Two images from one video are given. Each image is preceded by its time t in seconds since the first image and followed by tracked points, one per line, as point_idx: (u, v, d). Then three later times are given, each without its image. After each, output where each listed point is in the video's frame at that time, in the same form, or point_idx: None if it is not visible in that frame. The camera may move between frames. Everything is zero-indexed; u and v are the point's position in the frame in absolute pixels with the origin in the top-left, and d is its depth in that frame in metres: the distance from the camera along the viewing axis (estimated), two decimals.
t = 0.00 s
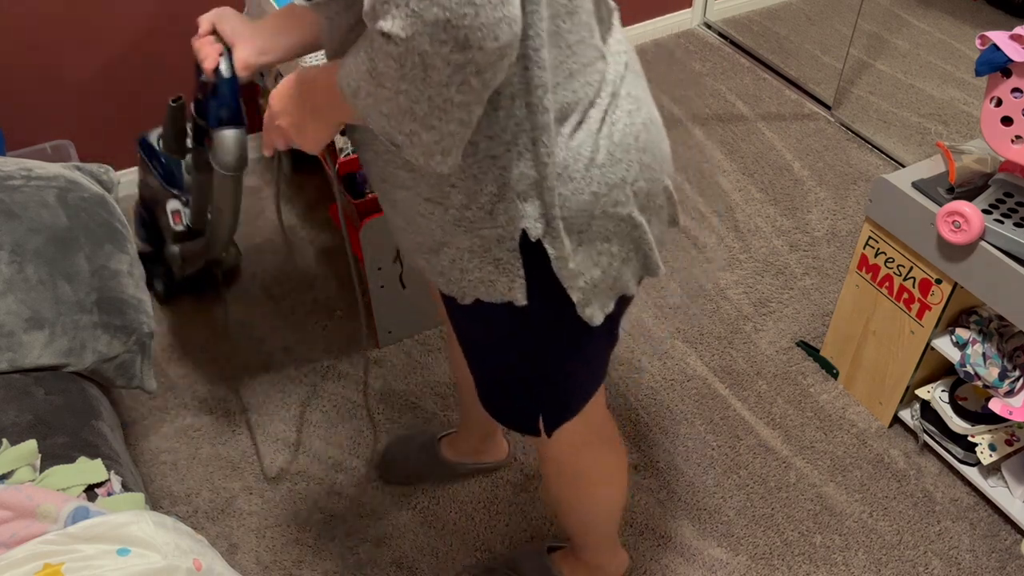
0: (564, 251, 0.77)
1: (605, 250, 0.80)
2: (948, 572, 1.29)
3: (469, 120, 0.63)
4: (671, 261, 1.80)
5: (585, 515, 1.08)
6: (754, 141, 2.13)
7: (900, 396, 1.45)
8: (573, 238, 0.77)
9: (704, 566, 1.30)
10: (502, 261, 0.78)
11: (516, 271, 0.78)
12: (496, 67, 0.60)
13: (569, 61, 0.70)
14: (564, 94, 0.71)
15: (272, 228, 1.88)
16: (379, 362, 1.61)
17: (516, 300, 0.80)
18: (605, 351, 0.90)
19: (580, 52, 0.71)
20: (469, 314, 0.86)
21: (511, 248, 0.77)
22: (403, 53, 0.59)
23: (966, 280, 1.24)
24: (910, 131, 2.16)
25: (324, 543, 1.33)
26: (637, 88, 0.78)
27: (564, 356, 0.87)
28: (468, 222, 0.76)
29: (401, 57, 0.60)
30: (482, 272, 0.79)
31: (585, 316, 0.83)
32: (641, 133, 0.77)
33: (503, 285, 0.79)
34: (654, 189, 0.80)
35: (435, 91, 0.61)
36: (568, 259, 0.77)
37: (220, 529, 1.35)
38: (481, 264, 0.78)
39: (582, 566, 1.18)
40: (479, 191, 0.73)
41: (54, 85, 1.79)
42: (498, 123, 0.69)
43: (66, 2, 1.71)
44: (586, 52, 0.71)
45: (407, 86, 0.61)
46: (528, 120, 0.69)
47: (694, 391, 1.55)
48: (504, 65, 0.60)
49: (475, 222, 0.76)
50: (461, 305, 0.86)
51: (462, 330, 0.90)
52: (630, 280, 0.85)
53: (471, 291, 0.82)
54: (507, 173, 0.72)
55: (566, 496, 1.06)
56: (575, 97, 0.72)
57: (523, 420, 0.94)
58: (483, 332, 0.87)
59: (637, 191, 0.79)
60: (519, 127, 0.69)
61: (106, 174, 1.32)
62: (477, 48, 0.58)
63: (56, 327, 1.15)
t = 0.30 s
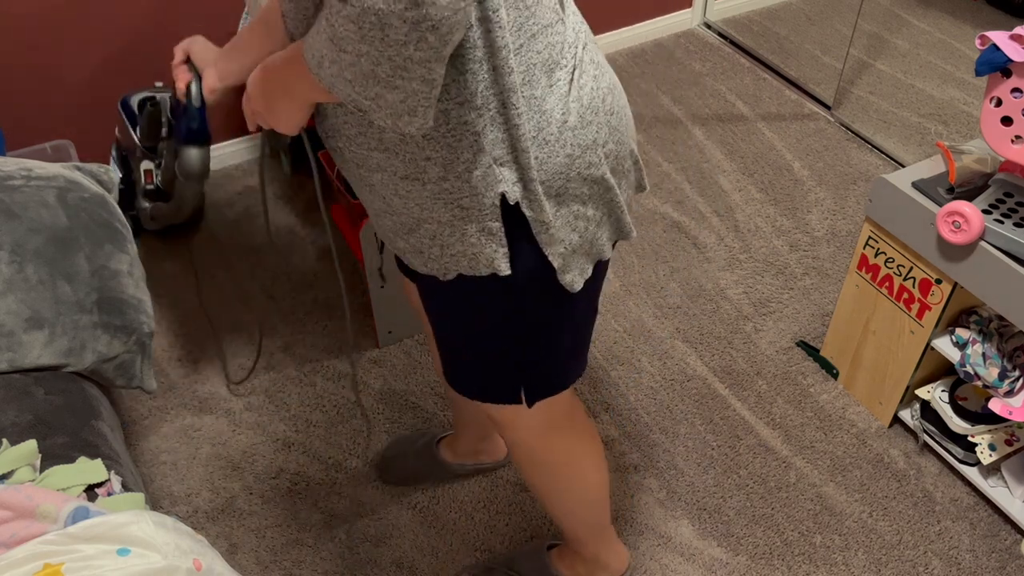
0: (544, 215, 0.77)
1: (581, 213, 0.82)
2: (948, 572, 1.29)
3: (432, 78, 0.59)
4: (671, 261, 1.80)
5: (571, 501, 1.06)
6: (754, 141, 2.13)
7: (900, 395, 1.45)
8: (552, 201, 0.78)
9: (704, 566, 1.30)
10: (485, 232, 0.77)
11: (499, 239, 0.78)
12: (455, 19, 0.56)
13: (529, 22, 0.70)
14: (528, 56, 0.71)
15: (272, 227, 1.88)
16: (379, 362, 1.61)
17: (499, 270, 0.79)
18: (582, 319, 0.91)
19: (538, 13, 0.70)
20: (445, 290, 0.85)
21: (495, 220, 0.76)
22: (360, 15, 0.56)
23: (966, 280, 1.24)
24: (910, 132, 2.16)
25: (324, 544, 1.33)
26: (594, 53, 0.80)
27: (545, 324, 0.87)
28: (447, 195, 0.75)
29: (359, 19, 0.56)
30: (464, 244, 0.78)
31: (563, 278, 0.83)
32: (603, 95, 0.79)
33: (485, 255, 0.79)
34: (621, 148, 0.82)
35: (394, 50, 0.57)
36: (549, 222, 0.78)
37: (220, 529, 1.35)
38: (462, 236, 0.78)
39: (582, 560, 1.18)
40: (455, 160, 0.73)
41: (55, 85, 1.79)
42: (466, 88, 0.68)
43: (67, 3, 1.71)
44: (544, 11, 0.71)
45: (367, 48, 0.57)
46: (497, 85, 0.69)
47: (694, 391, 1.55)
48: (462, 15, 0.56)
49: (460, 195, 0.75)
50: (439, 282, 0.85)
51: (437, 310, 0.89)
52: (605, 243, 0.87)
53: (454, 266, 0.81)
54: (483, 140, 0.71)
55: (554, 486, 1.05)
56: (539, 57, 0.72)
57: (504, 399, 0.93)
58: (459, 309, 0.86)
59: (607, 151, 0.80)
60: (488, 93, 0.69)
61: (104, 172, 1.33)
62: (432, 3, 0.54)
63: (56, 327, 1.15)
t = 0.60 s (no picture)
0: (625, 282, 0.76)
1: (661, 276, 0.77)
2: (947, 572, 1.29)
3: (535, 171, 0.64)
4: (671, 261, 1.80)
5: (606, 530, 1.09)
6: (754, 141, 2.13)
7: (899, 395, 1.45)
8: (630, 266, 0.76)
9: (704, 566, 1.30)
10: (557, 291, 0.78)
11: (569, 298, 0.79)
12: (573, 126, 0.60)
13: (648, 92, 0.68)
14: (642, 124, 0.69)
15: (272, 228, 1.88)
16: (379, 362, 1.61)
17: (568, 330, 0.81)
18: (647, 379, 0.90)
19: (655, 82, 0.68)
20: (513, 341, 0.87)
21: (566, 274, 0.77)
22: (483, 113, 0.60)
23: (965, 280, 1.24)
24: (910, 131, 2.16)
25: (325, 544, 1.34)
26: (684, 108, 0.75)
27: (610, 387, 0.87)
28: (520, 252, 0.77)
29: (479, 115, 0.60)
30: (533, 301, 0.80)
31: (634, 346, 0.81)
32: (690, 157, 0.74)
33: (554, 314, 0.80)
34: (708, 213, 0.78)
35: (507, 147, 0.62)
36: (628, 288, 0.76)
37: (220, 528, 1.35)
38: (531, 292, 0.79)
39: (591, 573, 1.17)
40: (534, 222, 0.74)
41: (55, 85, 1.79)
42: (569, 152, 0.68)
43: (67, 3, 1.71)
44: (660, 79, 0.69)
45: (479, 140, 0.62)
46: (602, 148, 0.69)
47: (694, 391, 1.55)
48: (581, 124, 0.61)
49: (541, 253, 0.76)
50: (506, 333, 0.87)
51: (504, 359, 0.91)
52: (680, 303, 0.81)
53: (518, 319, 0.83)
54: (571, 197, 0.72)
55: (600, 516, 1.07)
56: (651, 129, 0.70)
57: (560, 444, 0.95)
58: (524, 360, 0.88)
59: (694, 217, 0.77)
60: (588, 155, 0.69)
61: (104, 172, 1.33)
62: (560, 110, 0.59)
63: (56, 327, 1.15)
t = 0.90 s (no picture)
0: (632, 271, 0.76)
1: (667, 266, 0.79)
2: (947, 572, 1.29)
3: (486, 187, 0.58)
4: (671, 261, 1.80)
5: (615, 527, 1.08)
6: (754, 141, 2.13)
7: (899, 395, 1.45)
8: (640, 254, 0.76)
9: (704, 566, 1.30)
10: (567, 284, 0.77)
11: (579, 290, 0.78)
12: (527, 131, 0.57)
13: (660, 79, 0.70)
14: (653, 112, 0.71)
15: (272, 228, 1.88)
16: (379, 362, 1.61)
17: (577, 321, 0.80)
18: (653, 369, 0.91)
19: (666, 71, 0.70)
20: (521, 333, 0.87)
21: (575, 264, 0.76)
22: (442, 111, 0.54)
23: (965, 280, 1.24)
24: (910, 131, 2.16)
25: (325, 544, 1.34)
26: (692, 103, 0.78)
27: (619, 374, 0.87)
28: (529, 243, 0.75)
29: (437, 116, 0.55)
30: (542, 292, 0.79)
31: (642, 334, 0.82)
32: (699, 148, 0.77)
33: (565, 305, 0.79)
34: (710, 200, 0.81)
35: (469, 152, 0.56)
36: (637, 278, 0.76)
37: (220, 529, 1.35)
38: (541, 283, 0.78)
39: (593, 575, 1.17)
40: (546, 212, 0.73)
41: (54, 85, 1.79)
42: (588, 140, 0.68)
43: (66, 3, 1.71)
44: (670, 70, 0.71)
45: (433, 150, 0.56)
46: (620, 139, 0.69)
47: (694, 391, 1.55)
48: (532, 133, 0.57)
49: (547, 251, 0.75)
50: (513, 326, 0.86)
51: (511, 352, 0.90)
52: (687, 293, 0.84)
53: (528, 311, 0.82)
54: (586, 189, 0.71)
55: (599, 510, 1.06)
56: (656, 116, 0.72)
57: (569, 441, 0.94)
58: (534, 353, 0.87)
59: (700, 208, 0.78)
60: (607, 145, 0.69)
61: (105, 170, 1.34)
62: (515, 106, 0.55)
63: (56, 327, 1.15)
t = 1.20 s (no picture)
0: (583, 255, 0.76)
1: (621, 247, 0.79)
2: (948, 572, 1.29)
3: (355, 188, 0.61)
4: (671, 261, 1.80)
5: (604, 517, 1.06)
6: (754, 141, 2.13)
7: (899, 396, 1.45)
8: (590, 237, 0.76)
9: (704, 566, 1.30)
10: (527, 272, 0.77)
11: (534, 272, 0.77)
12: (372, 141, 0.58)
13: (582, 66, 0.69)
14: (580, 101, 0.70)
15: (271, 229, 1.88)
16: (379, 361, 1.61)
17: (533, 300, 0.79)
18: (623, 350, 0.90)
19: (590, 57, 0.70)
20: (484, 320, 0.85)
21: (526, 248, 0.75)
22: (286, 118, 0.58)
23: (965, 280, 1.24)
24: (910, 131, 2.16)
25: (325, 544, 1.33)
26: (641, 84, 0.78)
27: (584, 361, 0.86)
28: (484, 229, 0.75)
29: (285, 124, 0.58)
30: (499, 275, 0.78)
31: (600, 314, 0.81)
32: (644, 129, 0.76)
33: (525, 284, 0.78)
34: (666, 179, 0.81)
35: (318, 159, 0.59)
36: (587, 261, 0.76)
37: (220, 529, 1.35)
38: (497, 267, 0.77)
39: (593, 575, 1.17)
40: (493, 200, 0.72)
41: (54, 85, 1.79)
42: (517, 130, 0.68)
43: (66, 3, 1.71)
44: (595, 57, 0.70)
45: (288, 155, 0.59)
46: (545, 133, 0.69)
47: (694, 391, 1.55)
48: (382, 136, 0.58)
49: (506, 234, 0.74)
50: (482, 314, 0.84)
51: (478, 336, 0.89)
52: (645, 274, 0.84)
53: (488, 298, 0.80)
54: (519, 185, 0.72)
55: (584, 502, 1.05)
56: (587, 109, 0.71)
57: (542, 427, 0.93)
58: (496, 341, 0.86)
59: (651, 188, 0.78)
60: (536, 140, 0.69)
61: (105, 169, 1.35)
62: (350, 122, 0.56)
63: (55, 327, 1.14)
